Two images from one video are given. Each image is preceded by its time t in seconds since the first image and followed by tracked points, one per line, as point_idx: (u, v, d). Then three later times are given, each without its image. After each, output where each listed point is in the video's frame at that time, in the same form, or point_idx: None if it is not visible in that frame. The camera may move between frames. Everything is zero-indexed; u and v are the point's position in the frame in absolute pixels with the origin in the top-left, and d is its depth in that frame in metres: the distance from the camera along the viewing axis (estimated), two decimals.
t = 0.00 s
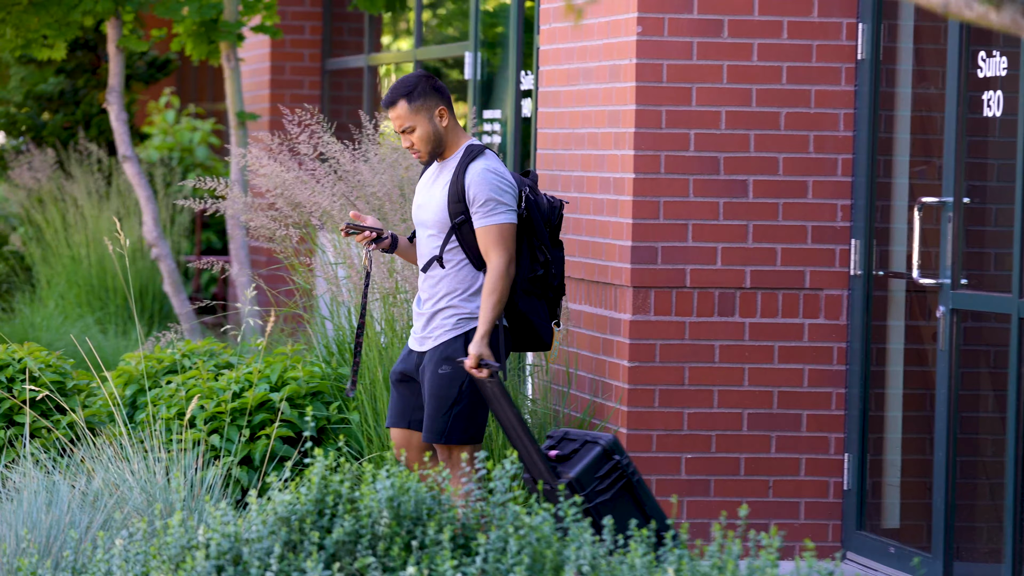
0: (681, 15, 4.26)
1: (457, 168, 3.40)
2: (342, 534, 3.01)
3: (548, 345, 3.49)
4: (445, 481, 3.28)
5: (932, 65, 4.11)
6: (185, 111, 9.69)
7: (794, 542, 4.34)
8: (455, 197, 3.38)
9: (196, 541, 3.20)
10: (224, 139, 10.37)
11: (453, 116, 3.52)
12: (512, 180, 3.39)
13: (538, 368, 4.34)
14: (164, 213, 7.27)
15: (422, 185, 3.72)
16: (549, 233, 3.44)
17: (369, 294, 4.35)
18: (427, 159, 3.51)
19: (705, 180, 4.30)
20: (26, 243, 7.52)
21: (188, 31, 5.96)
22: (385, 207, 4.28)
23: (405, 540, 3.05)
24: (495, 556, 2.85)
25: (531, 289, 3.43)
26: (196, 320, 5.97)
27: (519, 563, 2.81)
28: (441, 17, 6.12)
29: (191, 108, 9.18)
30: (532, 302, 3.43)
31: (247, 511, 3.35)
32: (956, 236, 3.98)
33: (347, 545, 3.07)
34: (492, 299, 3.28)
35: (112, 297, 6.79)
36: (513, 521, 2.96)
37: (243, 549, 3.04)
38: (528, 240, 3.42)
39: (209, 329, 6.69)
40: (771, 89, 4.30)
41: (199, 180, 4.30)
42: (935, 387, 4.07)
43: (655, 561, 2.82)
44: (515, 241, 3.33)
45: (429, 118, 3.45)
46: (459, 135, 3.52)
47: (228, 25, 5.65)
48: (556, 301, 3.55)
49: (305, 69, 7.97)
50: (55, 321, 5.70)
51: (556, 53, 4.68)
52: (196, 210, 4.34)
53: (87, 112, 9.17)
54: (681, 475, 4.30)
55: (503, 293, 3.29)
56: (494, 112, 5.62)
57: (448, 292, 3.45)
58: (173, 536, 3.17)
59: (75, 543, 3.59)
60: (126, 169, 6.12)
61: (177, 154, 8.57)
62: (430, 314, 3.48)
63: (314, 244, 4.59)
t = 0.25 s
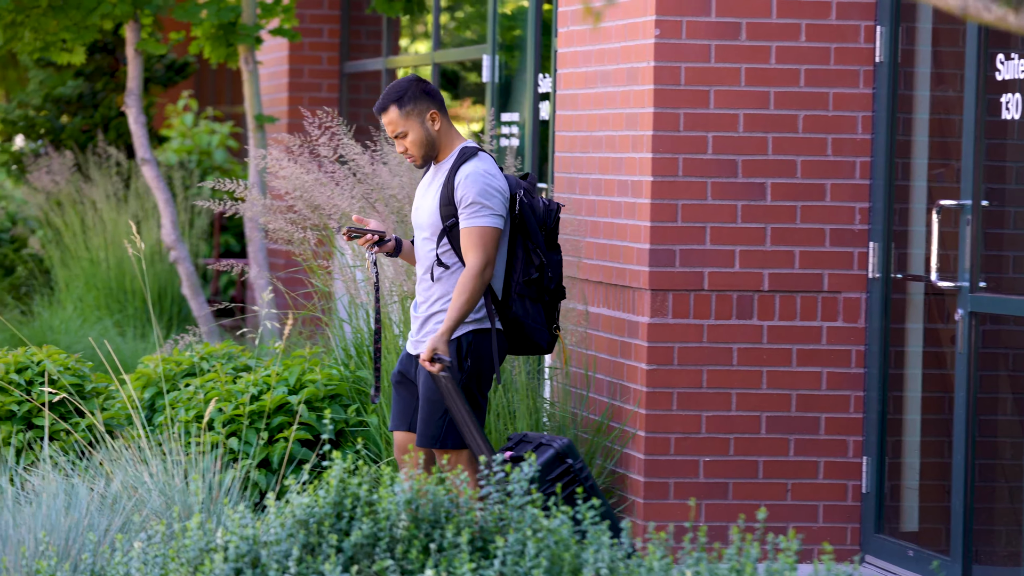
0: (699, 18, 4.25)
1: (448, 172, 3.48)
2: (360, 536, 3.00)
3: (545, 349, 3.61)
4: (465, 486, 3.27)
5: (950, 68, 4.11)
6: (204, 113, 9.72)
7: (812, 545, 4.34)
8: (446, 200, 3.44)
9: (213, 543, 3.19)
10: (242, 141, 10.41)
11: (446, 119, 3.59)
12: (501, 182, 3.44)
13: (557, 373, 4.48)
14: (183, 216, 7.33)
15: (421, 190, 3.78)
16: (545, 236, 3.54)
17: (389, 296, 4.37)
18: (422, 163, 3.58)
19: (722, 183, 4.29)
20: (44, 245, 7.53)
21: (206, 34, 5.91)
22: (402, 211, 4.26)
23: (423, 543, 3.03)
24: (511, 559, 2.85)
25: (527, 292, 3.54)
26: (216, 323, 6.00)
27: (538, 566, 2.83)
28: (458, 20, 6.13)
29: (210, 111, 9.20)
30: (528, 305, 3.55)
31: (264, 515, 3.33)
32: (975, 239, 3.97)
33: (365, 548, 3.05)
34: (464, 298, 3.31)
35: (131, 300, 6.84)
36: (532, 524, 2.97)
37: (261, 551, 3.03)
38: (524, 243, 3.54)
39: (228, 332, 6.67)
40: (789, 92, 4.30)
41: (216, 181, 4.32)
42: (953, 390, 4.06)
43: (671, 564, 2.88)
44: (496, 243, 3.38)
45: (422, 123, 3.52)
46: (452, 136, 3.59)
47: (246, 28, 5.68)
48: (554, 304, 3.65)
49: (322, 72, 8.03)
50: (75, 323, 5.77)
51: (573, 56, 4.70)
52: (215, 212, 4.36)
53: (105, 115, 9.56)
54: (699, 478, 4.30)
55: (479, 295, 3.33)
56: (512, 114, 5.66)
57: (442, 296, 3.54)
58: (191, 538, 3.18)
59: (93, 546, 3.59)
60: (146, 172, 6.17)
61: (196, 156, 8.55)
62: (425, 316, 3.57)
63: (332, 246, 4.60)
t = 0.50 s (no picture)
0: (747, 21, 4.24)
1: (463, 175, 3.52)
2: (410, 539, 3.07)
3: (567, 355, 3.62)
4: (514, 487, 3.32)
5: (1002, 71, 4.13)
6: (254, 116, 9.75)
7: (862, 549, 4.34)
8: (461, 204, 3.48)
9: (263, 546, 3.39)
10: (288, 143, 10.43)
11: (461, 126, 3.62)
12: (514, 187, 3.45)
13: (608, 374, 4.46)
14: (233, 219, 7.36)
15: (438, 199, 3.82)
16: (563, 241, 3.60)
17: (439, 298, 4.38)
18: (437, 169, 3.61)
19: (772, 185, 4.28)
20: (94, 247, 7.56)
21: (255, 37, 5.88)
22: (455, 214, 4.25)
23: (472, 546, 3.08)
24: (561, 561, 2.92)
25: (545, 296, 3.58)
26: (264, 325, 5.93)
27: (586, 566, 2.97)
28: (508, 23, 6.10)
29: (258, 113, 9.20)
30: (546, 309, 3.58)
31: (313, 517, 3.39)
32: None
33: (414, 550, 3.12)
34: (467, 297, 3.33)
35: (181, 303, 6.82)
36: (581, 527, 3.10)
37: (311, 553, 3.08)
38: (542, 247, 3.61)
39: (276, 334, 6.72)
40: (838, 94, 4.29)
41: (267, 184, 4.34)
42: (1004, 393, 4.08)
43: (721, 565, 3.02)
44: (505, 246, 3.40)
45: (437, 129, 3.55)
46: (467, 142, 3.62)
47: (295, 32, 5.73)
48: (572, 311, 3.69)
49: (371, 75, 7.96)
50: (124, 325, 5.78)
51: (623, 59, 4.70)
52: (265, 215, 4.38)
53: (155, 118, 9.41)
54: (749, 481, 4.29)
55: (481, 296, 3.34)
56: (560, 117, 5.66)
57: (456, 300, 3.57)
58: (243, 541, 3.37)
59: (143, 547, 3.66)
60: (195, 175, 6.09)
61: (245, 160, 8.52)
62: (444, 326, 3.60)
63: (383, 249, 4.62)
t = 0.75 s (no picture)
0: (795, 20, 4.23)
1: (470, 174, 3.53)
2: (457, 539, 3.13)
3: (565, 359, 3.61)
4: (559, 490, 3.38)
5: None
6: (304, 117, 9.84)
7: (910, 549, 4.34)
8: (467, 201, 3.49)
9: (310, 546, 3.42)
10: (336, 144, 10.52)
11: (466, 124, 3.64)
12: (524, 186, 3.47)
13: (653, 375, 4.38)
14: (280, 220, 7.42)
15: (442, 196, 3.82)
16: (565, 244, 3.53)
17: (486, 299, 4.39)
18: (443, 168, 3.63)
19: (820, 185, 4.27)
20: (144, 248, 7.62)
21: (304, 37, 5.92)
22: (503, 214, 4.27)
23: (519, 545, 3.13)
24: (609, 562, 3.01)
25: (544, 297, 3.56)
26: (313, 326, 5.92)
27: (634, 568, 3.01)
28: (555, 22, 6.15)
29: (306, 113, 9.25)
30: (546, 310, 3.56)
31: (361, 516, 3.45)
32: None
33: (461, 550, 3.18)
34: (481, 291, 3.34)
35: (230, 304, 6.83)
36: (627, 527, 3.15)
37: (359, 552, 3.14)
38: (543, 249, 3.55)
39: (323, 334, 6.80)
40: (887, 94, 4.27)
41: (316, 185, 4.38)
42: None
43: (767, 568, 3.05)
44: (518, 244, 3.41)
45: (442, 128, 3.58)
46: (472, 142, 3.64)
47: (344, 32, 5.74)
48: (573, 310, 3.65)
49: (419, 75, 7.92)
50: (173, 324, 5.85)
51: (671, 59, 4.69)
52: (312, 215, 4.41)
53: (206, 119, 9.51)
54: (797, 482, 4.29)
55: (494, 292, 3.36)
56: (608, 118, 5.69)
57: (460, 297, 3.57)
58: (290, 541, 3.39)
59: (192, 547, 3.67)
60: (243, 175, 6.09)
61: (294, 160, 8.67)
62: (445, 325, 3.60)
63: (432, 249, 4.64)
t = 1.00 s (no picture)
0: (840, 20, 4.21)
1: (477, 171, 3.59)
2: (501, 539, 3.12)
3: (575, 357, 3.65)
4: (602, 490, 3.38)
5: None
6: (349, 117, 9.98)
7: (955, 551, 4.34)
8: (476, 198, 3.54)
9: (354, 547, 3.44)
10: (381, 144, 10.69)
11: (471, 122, 3.69)
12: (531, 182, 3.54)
13: (697, 375, 4.39)
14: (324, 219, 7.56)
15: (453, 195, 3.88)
16: (572, 240, 3.57)
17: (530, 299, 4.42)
18: (450, 167, 3.69)
19: (864, 186, 4.26)
20: (188, 248, 7.70)
21: (349, 37, 6.14)
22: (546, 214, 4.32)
23: (562, 546, 3.14)
24: (651, 561, 3.02)
25: (554, 293, 3.63)
26: (356, 326, 6.22)
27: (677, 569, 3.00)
28: (600, 23, 6.22)
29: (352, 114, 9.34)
30: (554, 307, 3.64)
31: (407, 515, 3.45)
32: None
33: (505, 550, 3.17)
34: (497, 286, 3.40)
35: (275, 303, 6.84)
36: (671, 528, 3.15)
37: (402, 553, 3.15)
38: (551, 246, 3.59)
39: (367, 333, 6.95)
40: (932, 94, 4.26)
41: (362, 185, 4.46)
42: None
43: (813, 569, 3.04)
44: (533, 240, 3.48)
45: (446, 127, 3.64)
46: (476, 140, 3.69)
47: (388, 33, 5.88)
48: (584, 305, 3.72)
49: (463, 75, 8.06)
50: (218, 325, 5.95)
51: (715, 59, 4.69)
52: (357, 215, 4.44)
53: (250, 119, 10.10)
54: (841, 482, 4.29)
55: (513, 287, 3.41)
56: (652, 118, 5.65)
57: (471, 292, 3.63)
58: (334, 542, 3.41)
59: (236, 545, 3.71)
60: (289, 175, 6.43)
61: (338, 160, 8.85)
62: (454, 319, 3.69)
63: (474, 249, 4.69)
